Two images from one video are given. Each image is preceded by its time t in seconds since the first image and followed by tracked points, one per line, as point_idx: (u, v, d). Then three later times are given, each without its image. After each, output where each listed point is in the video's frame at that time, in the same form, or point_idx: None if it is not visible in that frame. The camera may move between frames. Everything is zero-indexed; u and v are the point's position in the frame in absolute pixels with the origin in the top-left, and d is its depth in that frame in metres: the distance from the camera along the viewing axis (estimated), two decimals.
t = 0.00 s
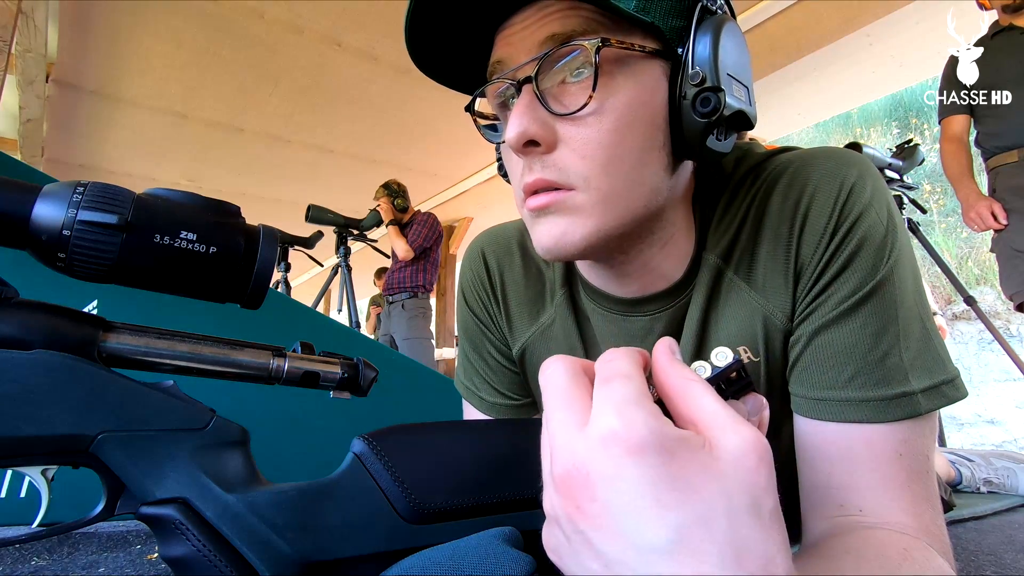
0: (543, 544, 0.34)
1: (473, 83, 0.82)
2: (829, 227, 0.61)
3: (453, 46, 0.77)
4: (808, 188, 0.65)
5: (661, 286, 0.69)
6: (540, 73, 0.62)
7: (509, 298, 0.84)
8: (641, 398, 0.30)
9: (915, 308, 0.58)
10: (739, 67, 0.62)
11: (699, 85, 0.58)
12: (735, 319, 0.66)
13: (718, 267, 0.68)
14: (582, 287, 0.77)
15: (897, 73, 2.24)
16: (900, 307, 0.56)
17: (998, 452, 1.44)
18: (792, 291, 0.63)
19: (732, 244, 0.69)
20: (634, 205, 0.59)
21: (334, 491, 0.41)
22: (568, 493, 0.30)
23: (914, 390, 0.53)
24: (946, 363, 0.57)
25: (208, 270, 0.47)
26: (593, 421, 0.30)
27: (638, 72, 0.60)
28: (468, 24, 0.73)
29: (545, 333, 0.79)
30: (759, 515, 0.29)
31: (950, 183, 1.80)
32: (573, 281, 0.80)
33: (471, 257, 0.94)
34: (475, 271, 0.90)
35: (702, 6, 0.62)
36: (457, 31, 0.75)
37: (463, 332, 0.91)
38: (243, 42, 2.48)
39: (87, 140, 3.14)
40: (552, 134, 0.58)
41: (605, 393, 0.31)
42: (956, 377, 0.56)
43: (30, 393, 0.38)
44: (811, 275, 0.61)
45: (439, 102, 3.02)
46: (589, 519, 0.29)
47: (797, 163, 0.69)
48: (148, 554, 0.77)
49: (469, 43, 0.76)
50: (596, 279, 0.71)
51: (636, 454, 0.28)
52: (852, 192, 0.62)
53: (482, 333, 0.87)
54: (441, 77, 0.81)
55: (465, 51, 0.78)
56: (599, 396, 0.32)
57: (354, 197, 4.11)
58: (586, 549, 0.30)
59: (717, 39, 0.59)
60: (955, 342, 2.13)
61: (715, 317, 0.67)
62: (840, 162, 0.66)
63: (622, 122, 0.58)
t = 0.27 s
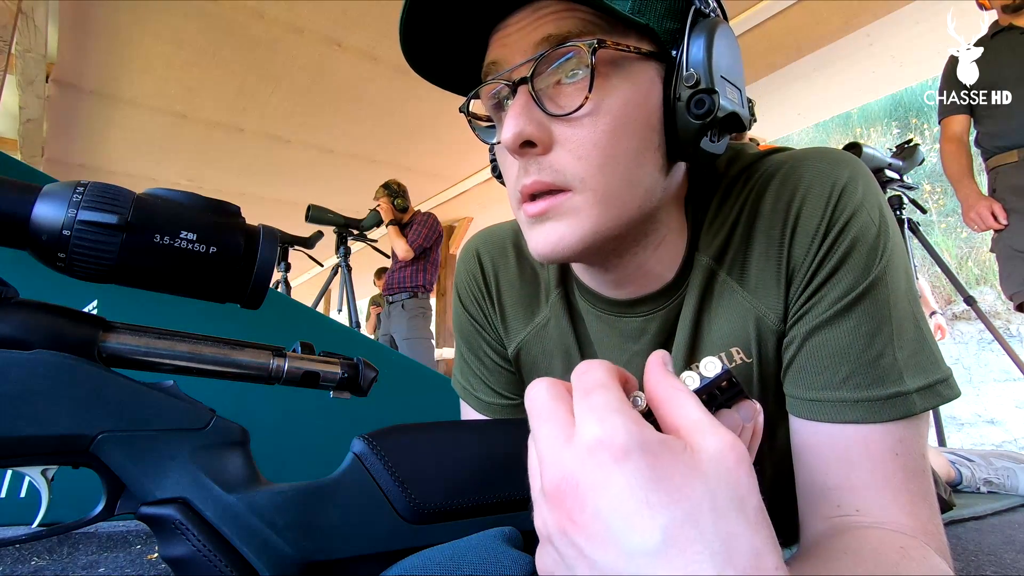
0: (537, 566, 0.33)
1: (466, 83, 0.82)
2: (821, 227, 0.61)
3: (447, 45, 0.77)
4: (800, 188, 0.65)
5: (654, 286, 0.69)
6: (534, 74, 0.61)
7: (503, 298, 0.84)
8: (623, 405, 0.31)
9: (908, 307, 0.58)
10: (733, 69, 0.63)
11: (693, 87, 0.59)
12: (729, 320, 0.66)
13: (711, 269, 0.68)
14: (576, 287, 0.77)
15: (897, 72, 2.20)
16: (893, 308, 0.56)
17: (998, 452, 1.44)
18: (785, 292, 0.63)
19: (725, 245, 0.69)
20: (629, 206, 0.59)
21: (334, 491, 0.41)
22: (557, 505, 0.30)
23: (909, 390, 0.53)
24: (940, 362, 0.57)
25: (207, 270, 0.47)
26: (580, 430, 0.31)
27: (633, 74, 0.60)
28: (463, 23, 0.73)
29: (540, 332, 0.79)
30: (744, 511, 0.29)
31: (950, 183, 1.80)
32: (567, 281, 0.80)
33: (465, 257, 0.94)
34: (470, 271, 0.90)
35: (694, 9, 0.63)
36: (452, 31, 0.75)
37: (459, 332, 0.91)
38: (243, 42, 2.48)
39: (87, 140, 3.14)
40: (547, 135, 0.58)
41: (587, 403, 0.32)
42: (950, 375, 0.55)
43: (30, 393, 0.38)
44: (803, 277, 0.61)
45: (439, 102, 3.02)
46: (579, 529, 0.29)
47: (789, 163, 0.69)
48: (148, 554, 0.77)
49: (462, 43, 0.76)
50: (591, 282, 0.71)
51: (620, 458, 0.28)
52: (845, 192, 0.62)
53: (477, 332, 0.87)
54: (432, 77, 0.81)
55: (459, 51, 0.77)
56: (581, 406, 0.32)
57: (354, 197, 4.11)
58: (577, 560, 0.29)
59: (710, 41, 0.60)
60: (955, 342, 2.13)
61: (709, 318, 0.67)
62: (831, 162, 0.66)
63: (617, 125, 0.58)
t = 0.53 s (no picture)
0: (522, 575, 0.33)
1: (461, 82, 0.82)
2: (816, 227, 0.61)
3: (442, 45, 0.77)
4: (795, 189, 0.65)
5: (650, 286, 0.69)
6: (533, 76, 0.61)
7: (499, 298, 0.84)
8: (617, 409, 0.30)
9: (905, 306, 0.58)
10: (729, 72, 0.63)
11: (690, 90, 0.59)
12: (725, 321, 0.66)
13: (706, 270, 0.68)
14: (572, 288, 0.77)
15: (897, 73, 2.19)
16: (889, 307, 0.56)
17: (998, 452, 1.44)
18: (781, 293, 0.63)
19: (720, 246, 0.69)
20: (628, 208, 0.59)
21: (334, 491, 0.41)
22: (548, 520, 0.30)
23: (906, 390, 0.53)
24: (938, 361, 0.57)
25: (207, 270, 0.47)
26: (571, 440, 0.30)
27: (631, 77, 0.60)
28: (459, 24, 0.73)
29: (536, 333, 0.79)
30: (734, 516, 0.29)
31: (950, 183, 1.80)
32: (564, 282, 0.80)
33: (462, 258, 0.94)
34: (466, 272, 0.90)
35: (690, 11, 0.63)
36: (448, 31, 0.75)
37: (456, 332, 0.91)
38: (243, 41, 2.48)
39: (87, 140, 3.14)
40: (546, 138, 0.58)
41: (577, 412, 0.31)
42: (947, 375, 0.55)
43: (30, 392, 0.38)
44: (799, 277, 0.61)
45: (439, 102, 3.02)
46: (572, 544, 0.29)
47: (783, 163, 0.69)
48: (148, 554, 0.77)
49: (459, 42, 0.76)
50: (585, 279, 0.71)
51: (616, 475, 0.28)
52: (840, 191, 0.62)
53: (473, 332, 0.87)
54: (426, 78, 0.81)
55: (455, 51, 0.77)
56: (570, 416, 0.31)
57: (354, 197, 4.11)
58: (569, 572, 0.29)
59: (707, 44, 0.59)
60: (955, 342, 2.13)
61: (705, 320, 0.67)
62: (826, 162, 0.66)
63: (616, 126, 0.58)
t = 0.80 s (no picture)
0: None
1: (446, 96, 0.80)
2: (813, 228, 0.61)
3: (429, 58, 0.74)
4: (791, 189, 0.65)
5: (648, 287, 0.69)
6: (534, 95, 0.59)
7: (497, 298, 0.84)
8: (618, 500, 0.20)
9: (902, 305, 0.58)
10: (722, 72, 0.64)
11: (691, 95, 0.60)
12: (723, 322, 0.66)
13: (704, 271, 0.68)
14: (570, 289, 0.77)
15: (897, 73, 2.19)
16: (887, 307, 0.56)
17: (998, 452, 1.44)
18: (779, 294, 0.63)
19: (718, 247, 0.69)
20: (636, 219, 0.60)
21: (333, 491, 0.41)
22: None
23: (904, 390, 0.53)
24: (936, 360, 0.57)
25: (208, 270, 0.47)
26: None
27: (634, 90, 0.60)
28: (447, 37, 0.70)
29: (535, 333, 0.79)
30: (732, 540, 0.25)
31: (950, 184, 1.80)
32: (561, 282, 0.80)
33: (459, 258, 0.94)
34: (464, 272, 0.90)
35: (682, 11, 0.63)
36: (436, 46, 0.73)
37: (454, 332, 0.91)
38: (243, 42, 2.48)
39: (87, 140, 3.14)
40: (555, 156, 0.57)
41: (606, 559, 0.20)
42: (944, 374, 0.55)
43: (30, 392, 0.38)
44: (796, 278, 0.61)
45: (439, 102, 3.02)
46: None
47: (780, 164, 0.69)
48: (148, 554, 0.77)
49: (447, 57, 0.73)
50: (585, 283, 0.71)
51: None
52: (836, 192, 0.62)
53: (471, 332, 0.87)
54: (409, 91, 0.79)
55: (443, 65, 0.75)
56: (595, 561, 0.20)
57: (354, 198, 4.11)
58: None
59: (703, 44, 0.61)
60: (955, 342, 2.13)
61: (703, 321, 0.67)
62: (822, 162, 0.66)
63: (623, 139, 0.58)
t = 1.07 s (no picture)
0: None
1: (438, 116, 0.77)
2: (811, 228, 0.61)
3: (421, 79, 0.72)
4: (789, 189, 0.65)
5: (649, 287, 0.69)
6: (535, 106, 0.59)
7: (496, 298, 0.84)
8: None
9: (900, 306, 0.58)
10: (713, 68, 0.64)
11: (688, 94, 0.60)
12: (721, 322, 0.66)
13: (703, 272, 0.68)
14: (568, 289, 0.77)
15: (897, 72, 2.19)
16: (885, 307, 0.56)
17: (998, 452, 1.44)
18: (776, 294, 0.63)
19: (717, 247, 0.69)
20: (641, 223, 0.60)
21: (334, 492, 0.41)
22: None
23: (900, 390, 0.53)
24: (934, 360, 0.56)
25: (208, 270, 0.47)
26: None
27: (632, 93, 0.60)
28: (439, 56, 0.68)
29: (534, 332, 0.79)
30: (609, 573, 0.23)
31: (950, 184, 1.80)
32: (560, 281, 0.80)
33: (459, 258, 0.94)
34: (464, 272, 0.90)
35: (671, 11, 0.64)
36: (428, 68, 0.70)
37: (454, 333, 0.91)
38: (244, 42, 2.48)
39: (88, 140, 3.14)
40: (562, 166, 0.57)
41: None
42: (941, 375, 0.55)
43: (30, 392, 0.38)
44: (794, 279, 0.62)
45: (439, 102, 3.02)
46: None
47: (779, 163, 0.69)
48: (148, 554, 0.77)
49: (440, 76, 0.71)
50: (585, 287, 0.71)
51: None
52: (834, 192, 0.62)
53: (471, 332, 0.87)
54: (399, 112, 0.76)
55: (435, 84, 0.73)
56: None
57: (354, 198, 4.11)
58: None
59: (695, 38, 0.61)
60: (955, 342, 2.13)
61: (701, 321, 0.68)
62: (821, 162, 0.66)
63: (626, 143, 0.59)
